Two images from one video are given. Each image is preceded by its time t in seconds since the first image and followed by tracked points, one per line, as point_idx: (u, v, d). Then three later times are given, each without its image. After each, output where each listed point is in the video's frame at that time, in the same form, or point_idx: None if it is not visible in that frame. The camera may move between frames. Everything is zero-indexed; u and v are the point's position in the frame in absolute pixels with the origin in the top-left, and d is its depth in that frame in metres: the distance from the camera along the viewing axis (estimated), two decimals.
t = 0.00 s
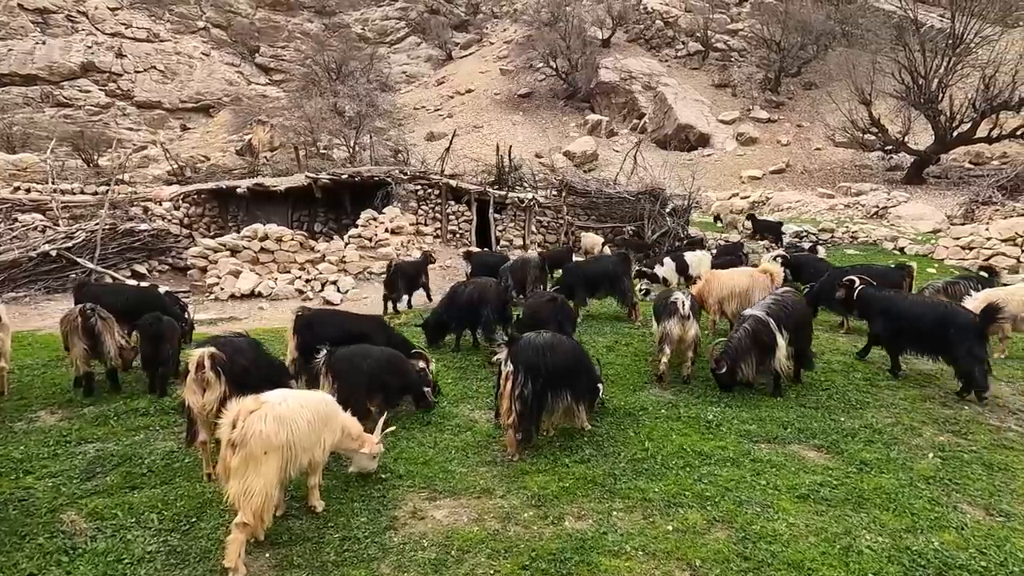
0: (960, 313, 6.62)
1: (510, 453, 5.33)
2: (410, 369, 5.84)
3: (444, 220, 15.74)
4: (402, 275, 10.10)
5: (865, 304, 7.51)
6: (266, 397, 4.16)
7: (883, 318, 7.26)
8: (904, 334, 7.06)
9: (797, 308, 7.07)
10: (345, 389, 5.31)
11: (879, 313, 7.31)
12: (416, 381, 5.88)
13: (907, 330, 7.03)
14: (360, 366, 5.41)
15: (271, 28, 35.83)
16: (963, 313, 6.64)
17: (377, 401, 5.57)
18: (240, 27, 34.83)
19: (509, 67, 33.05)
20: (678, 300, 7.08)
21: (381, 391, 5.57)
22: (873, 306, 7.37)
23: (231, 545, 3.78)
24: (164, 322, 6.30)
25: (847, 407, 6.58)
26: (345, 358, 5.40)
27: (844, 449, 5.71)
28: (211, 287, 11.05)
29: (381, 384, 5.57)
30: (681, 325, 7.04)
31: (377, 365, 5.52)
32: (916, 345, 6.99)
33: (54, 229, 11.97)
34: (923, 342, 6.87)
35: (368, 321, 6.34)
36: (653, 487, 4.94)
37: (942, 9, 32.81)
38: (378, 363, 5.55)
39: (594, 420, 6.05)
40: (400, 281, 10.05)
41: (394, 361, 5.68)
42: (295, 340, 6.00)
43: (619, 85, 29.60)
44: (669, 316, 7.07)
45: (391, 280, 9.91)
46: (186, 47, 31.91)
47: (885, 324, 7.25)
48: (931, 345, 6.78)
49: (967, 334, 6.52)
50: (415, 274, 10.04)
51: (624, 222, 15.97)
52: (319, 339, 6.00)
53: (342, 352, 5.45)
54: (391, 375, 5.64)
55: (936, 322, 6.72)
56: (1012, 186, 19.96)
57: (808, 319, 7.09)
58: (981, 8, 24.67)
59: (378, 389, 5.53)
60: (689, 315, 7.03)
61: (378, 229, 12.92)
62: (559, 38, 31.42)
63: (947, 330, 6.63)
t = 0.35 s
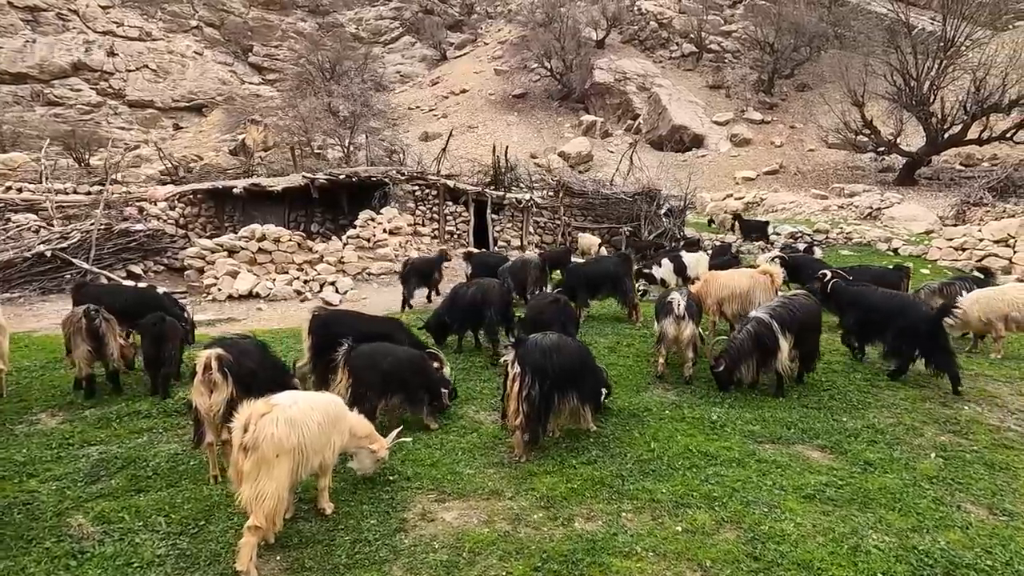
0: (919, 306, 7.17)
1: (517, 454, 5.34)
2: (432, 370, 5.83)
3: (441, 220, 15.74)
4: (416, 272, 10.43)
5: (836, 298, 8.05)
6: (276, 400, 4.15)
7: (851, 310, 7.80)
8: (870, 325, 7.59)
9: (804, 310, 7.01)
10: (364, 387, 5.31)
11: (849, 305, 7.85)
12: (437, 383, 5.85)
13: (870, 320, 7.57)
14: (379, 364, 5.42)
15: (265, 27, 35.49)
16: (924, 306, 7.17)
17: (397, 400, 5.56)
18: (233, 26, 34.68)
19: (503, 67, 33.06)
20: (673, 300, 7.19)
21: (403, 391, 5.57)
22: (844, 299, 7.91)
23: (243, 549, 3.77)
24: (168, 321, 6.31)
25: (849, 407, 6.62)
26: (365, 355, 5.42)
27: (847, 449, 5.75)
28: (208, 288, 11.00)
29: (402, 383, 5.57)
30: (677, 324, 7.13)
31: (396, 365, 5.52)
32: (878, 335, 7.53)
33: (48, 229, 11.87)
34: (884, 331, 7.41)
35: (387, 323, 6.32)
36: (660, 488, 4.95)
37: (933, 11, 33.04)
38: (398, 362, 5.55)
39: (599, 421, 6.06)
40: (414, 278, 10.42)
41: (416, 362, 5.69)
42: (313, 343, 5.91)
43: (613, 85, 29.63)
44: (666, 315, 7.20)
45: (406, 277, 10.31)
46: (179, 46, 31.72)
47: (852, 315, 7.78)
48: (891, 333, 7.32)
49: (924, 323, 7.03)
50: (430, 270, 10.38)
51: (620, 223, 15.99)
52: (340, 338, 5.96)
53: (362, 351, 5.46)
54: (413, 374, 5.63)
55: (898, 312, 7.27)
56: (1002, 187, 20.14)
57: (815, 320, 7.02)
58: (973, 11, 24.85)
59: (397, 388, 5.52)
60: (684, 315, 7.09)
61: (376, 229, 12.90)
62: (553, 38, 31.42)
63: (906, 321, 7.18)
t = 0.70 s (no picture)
0: (888, 299, 7.67)
1: (530, 454, 5.36)
2: (458, 368, 5.82)
3: (441, 221, 15.76)
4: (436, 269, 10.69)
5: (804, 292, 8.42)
6: (296, 400, 4.16)
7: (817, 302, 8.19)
8: (840, 318, 8.02)
9: (811, 309, 7.05)
10: (385, 384, 5.36)
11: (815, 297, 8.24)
12: (466, 380, 5.87)
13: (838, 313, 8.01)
14: (403, 362, 5.43)
15: (260, 26, 35.83)
16: (892, 297, 7.71)
17: (421, 398, 5.59)
18: (227, 26, 34.57)
19: (500, 68, 33.09)
20: (681, 299, 7.22)
21: (427, 389, 5.58)
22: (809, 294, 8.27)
23: (265, 548, 3.76)
24: (175, 321, 6.27)
25: (854, 406, 6.68)
26: (389, 353, 5.43)
27: (857, 448, 5.79)
28: (209, 288, 10.96)
29: (427, 381, 5.57)
30: (684, 324, 7.17)
31: (420, 362, 5.52)
32: (849, 326, 8.00)
33: (47, 229, 11.80)
34: (857, 324, 7.89)
35: (403, 323, 6.27)
36: (673, 487, 4.99)
37: (926, 14, 33.33)
38: (422, 360, 5.54)
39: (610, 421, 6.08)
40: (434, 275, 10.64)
41: (441, 358, 5.69)
42: (330, 344, 5.92)
43: (610, 86, 29.71)
44: (672, 315, 7.24)
45: (426, 272, 10.55)
46: (173, 46, 31.59)
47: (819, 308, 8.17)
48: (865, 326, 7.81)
49: (896, 315, 7.56)
50: (448, 268, 10.65)
51: (619, 223, 16.02)
52: (356, 337, 5.94)
53: (384, 349, 5.47)
54: (437, 372, 5.63)
55: (869, 306, 7.74)
56: (996, 189, 20.31)
57: (821, 321, 7.03)
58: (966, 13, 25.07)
59: (420, 386, 5.54)
60: (691, 314, 7.14)
61: (378, 229, 12.89)
62: (549, 39, 31.44)
63: (878, 313, 7.67)
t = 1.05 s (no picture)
0: (864, 288, 8.22)
1: (542, 451, 5.39)
2: (486, 363, 5.83)
3: (443, 221, 15.80)
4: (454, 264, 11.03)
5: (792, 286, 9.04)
6: (313, 397, 4.18)
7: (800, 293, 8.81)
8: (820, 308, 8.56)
9: (812, 308, 7.05)
10: (413, 376, 5.54)
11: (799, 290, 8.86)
12: (500, 375, 5.81)
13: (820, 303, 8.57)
14: (434, 358, 5.57)
15: (257, 26, 35.89)
16: (867, 288, 8.27)
17: (450, 393, 5.69)
18: (224, 26, 34.53)
19: (497, 68, 33.13)
20: (686, 298, 7.30)
21: (455, 384, 5.67)
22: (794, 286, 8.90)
23: (285, 544, 3.78)
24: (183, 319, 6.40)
25: (859, 403, 6.74)
26: (421, 349, 5.59)
27: (863, 444, 5.85)
28: (212, 287, 10.96)
29: (456, 378, 5.66)
30: (689, 321, 7.21)
31: (451, 359, 5.64)
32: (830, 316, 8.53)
33: (49, 229, 11.78)
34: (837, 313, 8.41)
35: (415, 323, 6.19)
36: (685, 482, 5.03)
37: (921, 15, 33.52)
38: (453, 357, 5.67)
39: (620, 419, 6.12)
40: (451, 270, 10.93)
41: (471, 356, 5.76)
42: (342, 342, 6.02)
43: (607, 87, 29.79)
44: (678, 313, 7.31)
45: (443, 268, 10.90)
46: (170, 46, 31.54)
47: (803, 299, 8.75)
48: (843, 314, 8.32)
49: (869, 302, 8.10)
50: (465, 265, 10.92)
51: (619, 223, 16.08)
52: (366, 335, 5.98)
53: (419, 342, 5.68)
54: (466, 367, 5.70)
55: (846, 295, 8.30)
56: (992, 189, 20.47)
57: (824, 319, 7.04)
58: (961, 15, 25.23)
59: (449, 381, 5.64)
60: (696, 312, 7.19)
61: (380, 229, 12.92)
62: (547, 40, 31.50)
63: (853, 301, 8.22)
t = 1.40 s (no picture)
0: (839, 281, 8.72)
1: (551, 451, 5.39)
2: (520, 358, 6.03)
3: (444, 221, 15.79)
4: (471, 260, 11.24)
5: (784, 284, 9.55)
6: (327, 398, 4.18)
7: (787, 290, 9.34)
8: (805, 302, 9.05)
9: (812, 308, 7.02)
10: (455, 373, 5.73)
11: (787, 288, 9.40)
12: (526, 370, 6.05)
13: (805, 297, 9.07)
14: (470, 352, 5.76)
15: (254, 26, 35.85)
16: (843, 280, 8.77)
17: (489, 387, 5.88)
18: (221, 27, 34.49)
19: (495, 68, 33.12)
20: (690, 298, 7.31)
21: (494, 378, 5.86)
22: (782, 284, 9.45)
23: (300, 544, 3.79)
24: (192, 321, 6.75)
25: (864, 402, 6.78)
26: (459, 344, 5.79)
27: (870, 443, 5.88)
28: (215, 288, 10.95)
29: (493, 372, 5.85)
30: (693, 321, 7.25)
31: (485, 354, 5.81)
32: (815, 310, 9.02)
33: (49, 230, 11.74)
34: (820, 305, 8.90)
35: (424, 325, 6.13)
36: (694, 482, 5.05)
37: (918, 15, 33.62)
38: (487, 352, 5.83)
39: (628, 418, 6.14)
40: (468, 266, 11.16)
41: (507, 351, 5.94)
42: (349, 343, 6.03)
43: (605, 86, 29.79)
44: (682, 313, 7.32)
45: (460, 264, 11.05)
46: (167, 46, 31.51)
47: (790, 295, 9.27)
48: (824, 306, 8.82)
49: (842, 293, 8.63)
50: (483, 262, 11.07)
51: (619, 222, 16.10)
52: (374, 337, 6.01)
53: (455, 339, 5.85)
54: (502, 363, 5.87)
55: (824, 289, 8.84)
56: (989, 188, 20.57)
57: (825, 318, 7.04)
58: (958, 15, 25.31)
59: (488, 376, 5.84)
60: (700, 312, 7.20)
61: (382, 230, 12.92)
62: (545, 40, 31.51)
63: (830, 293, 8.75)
